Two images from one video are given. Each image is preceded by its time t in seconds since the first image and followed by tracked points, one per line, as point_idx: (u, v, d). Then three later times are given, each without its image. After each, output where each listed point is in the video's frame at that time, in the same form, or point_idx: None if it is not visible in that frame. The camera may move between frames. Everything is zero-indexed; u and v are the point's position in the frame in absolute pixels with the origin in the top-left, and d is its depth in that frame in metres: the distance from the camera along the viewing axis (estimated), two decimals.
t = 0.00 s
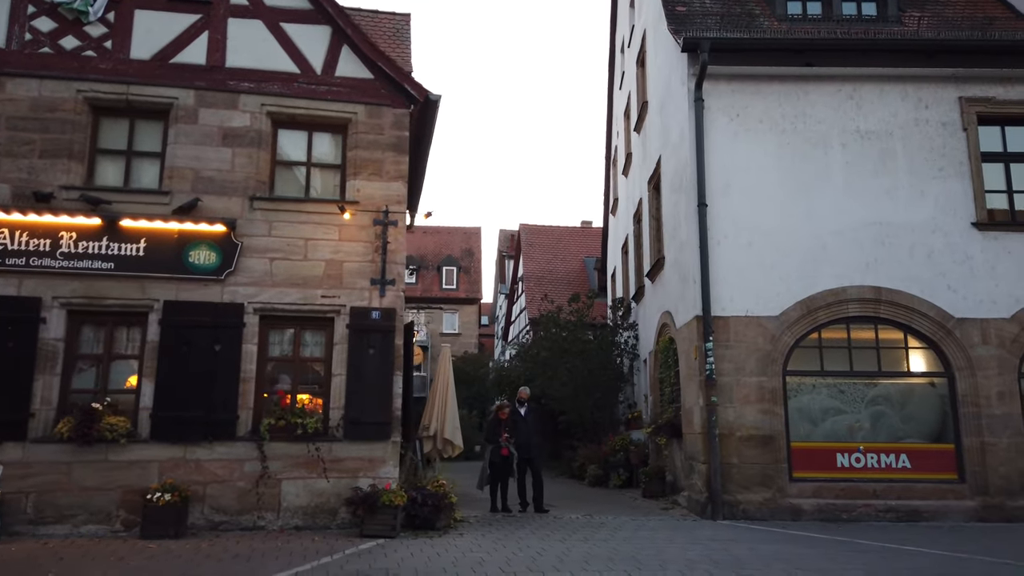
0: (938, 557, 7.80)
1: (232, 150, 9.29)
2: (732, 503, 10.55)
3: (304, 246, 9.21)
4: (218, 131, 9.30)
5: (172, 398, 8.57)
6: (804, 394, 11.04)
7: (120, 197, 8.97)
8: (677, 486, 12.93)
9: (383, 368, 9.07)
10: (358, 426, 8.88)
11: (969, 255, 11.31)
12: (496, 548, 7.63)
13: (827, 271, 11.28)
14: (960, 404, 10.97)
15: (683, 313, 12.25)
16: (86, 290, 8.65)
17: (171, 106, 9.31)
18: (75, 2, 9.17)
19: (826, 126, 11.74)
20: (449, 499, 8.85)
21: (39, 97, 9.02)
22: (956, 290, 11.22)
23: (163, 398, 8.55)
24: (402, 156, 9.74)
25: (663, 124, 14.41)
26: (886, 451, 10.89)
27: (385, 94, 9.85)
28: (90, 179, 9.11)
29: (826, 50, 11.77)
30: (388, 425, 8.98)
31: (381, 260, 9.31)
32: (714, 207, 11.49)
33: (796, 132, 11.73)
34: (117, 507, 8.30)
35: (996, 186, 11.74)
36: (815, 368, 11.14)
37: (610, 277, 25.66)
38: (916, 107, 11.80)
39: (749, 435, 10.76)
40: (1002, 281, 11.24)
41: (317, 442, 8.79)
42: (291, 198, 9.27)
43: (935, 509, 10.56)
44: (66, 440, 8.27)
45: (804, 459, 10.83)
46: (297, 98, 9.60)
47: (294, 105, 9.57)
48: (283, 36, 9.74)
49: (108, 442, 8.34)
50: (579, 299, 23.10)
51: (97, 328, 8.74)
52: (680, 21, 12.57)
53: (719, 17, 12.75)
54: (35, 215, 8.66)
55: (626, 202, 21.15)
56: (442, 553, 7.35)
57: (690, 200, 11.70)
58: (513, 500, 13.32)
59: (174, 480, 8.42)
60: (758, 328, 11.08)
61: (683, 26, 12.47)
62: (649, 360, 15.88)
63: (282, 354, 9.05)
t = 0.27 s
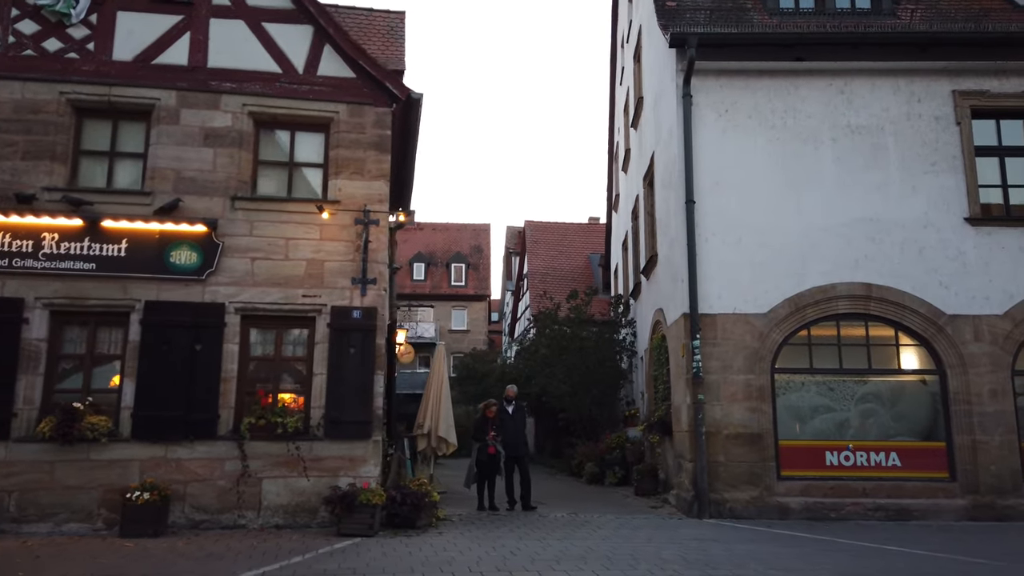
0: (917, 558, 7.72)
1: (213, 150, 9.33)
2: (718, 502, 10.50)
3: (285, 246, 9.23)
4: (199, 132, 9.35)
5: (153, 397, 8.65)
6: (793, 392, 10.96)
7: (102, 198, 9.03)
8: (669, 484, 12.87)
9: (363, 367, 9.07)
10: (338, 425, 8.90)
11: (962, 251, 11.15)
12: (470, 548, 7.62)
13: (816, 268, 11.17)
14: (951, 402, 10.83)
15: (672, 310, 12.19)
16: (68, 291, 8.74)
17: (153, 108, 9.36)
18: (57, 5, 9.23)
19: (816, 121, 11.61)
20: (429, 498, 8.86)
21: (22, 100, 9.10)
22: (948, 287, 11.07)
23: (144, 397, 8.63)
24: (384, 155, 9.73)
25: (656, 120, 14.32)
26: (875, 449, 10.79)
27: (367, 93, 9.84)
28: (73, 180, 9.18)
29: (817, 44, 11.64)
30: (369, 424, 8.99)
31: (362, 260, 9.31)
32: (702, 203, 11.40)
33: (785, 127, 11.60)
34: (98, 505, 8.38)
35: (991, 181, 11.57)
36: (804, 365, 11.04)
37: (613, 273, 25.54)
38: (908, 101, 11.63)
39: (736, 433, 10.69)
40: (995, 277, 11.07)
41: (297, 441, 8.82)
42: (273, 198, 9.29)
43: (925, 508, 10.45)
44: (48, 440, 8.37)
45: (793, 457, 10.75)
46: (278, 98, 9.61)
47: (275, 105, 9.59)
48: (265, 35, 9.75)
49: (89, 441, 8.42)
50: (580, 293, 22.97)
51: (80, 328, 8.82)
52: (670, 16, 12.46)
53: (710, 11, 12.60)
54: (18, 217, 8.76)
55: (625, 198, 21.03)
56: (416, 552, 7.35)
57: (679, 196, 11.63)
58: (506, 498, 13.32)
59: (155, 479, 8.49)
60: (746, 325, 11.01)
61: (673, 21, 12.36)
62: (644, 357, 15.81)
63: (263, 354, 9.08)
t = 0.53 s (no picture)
0: (879, 549, 7.74)
1: (183, 145, 9.36)
2: (691, 494, 10.53)
3: (255, 240, 9.26)
4: (170, 127, 9.38)
5: (122, 391, 8.71)
6: (767, 385, 10.99)
7: (72, 193, 9.08)
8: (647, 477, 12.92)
9: (332, 361, 9.11)
10: (307, 418, 8.94)
11: (937, 244, 11.14)
12: (433, 540, 7.65)
13: (791, 261, 11.18)
14: (925, 394, 10.84)
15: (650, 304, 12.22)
16: (38, 286, 8.80)
17: (124, 103, 9.39)
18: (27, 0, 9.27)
19: (792, 114, 11.59)
20: (398, 491, 8.90)
21: None
22: (923, 280, 11.06)
23: (114, 391, 8.69)
24: (355, 149, 9.74)
25: (637, 114, 14.30)
26: (849, 442, 10.80)
27: (338, 87, 9.83)
28: (44, 176, 9.23)
29: (792, 37, 11.62)
30: (338, 418, 9.03)
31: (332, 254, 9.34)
32: (677, 197, 11.41)
33: (761, 121, 11.59)
34: (67, 498, 8.44)
35: (966, 174, 11.57)
36: (778, 358, 11.07)
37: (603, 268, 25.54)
38: (884, 95, 11.61)
39: (710, 426, 10.72)
40: (970, 270, 11.06)
41: (266, 435, 8.86)
42: (243, 193, 9.32)
43: (897, 501, 10.47)
44: (17, 433, 8.44)
45: (766, 450, 10.78)
46: (249, 93, 9.62)
47: (245, 100, 9.61)
48: (236, 30, 9.77)
49: (58, 434, 8.49)
50: (568, 287, 23.04)
51: (50, 323, 8.88)
52: (648, 10, 12.43)
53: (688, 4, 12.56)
54: None
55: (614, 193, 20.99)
56: (377, 544, 7.40)
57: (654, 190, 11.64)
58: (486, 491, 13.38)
59: (124, 471, 8.55)
60: (720, 319, 11.04)
61: (650, 14, 12.33)
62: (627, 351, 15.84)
63: (233, 348, 9.13)
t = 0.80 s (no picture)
0: (842, 548, 7.77)
1: (156, 145, 9.40)
2: (666, 493, 10.57)
3: (227, 240, 9.30)
4: (142, 128, 9.42)
5: (94, 391, 8.77)
6: (742, 384, 11.01)
7: (44, 194, 9.12)
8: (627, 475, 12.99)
9: (304, 361, 9.14)
10: (279, 418, 8.99)
11: (913, 243, 11.15)
12: (398, 539, 7.68)
13: (766, 261, 11.22)
14: (901, 393, 10.85)
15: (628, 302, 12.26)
16: (10, 287, 8.85)
17: (97, 104, 9.43)
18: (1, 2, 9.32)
19: (768, 114, 11.61)
20: (369, 491, 8.94)
21: None
22: (899, 279, 11.07)
23: (85, 391, 8.75)
24: (328, 150, 9.77)
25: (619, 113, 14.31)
26: (824, 441, 10.82)
27: (311, 88, 9.87)
28: (18, 177, 9.28)
29: (770, 36, 11.63)
30: (310, 417, 9.07)
31: (304, 254, 9.37)
32: (653, 196, 11.45)
33: (738, 120, 11.61)
34: (38, 498, 8.50)
35: (944, 172, 11.56)
36: (754, 357, 11.09)
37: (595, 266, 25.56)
38: (862, 93, 11.61)
39: (685, 425, 10.76)
40: (946, 269, 11.07)
41: (238, 435, 8.91)
42: (215, 193, 9.35)
43: (872, 500, 10.49)
44: None
45: (741, 449, 10.81)
46: (221, 93, 9.65)
47: (218, 100, 9.64)
48: (210, 31, 9.81)
49: (30, 434, 8.55)
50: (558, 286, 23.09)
51: (23, 323, 8.94)
52: (627, 9, 12.44)
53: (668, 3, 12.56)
54: None
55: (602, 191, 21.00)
56: (342, 543, 7.44)
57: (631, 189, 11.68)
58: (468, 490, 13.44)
59: (95, 471, 8.61)
60: (696, 318, 11.08)
61: (629, 13, 12.34)
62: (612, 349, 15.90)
63: (206, 348, 9.18)
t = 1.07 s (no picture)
0: (806, 542, 7.79)
1: (128, 142, 9.43)
2: (641, 489, 10.61)
3: (199, 237, 9.33)
4: (115, 125, 9.45)
5: (67, 387, 8.82)
6: (719, 380, 11.03)
7: (18, 190, 9.17)
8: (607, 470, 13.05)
9: (276, 357, 9.18)
10: (250, 414, 9.03)
11: (890, 239, 11.14)
12: (363, 534, 7.70)
13: (743, 257, 11.22)
14: (877, 389, 10.84)
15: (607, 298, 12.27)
16: None
17: (70, 101, 9.46)
18: None
19: (746, 110, 11.60)
20: (340, 486, 8.97)
21: None
22: (876, 275, 11.07)
23: (57, 387, 8.81)
24: (301, 146, 9.79)
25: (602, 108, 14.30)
26: (800, 436, 10.84)
27: (285, 85, 9.88)
28: None
29: (748, 32, 11.60)
30: (281, 413, 9.11)
31: (276, 250, 9.39)
32: (631, 193, 11.44)
33: (716, 116, 11.60)
34: (11, 493, 8.57)
35: (922, 168, 11.54)
36: (731, 353, 11.11)
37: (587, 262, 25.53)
38: (840, 89, 11.58)
39: (660, 421, 10.79)
40: (923, 265, 11.05)
41: (210, 430, 8.96)
42: (188, 190, 9.38)
43: (847, 495, 10.50)
44: None
45: (717, 444, 10.84)
46: (195, 90, 9.67)
47: (192, 97, 9.66)
48: (183, 28, 9.84)
49: (2, 429, 8.63)
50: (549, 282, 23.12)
51: None
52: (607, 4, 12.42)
53: None
54: None
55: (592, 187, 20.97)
56: (306, 538, 7.48)
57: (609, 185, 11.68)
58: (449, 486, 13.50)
59: (67, 466, 8.67)
60: (672, 314, 11.09)
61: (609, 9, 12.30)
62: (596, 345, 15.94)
63: (179, 344, 9.23)
